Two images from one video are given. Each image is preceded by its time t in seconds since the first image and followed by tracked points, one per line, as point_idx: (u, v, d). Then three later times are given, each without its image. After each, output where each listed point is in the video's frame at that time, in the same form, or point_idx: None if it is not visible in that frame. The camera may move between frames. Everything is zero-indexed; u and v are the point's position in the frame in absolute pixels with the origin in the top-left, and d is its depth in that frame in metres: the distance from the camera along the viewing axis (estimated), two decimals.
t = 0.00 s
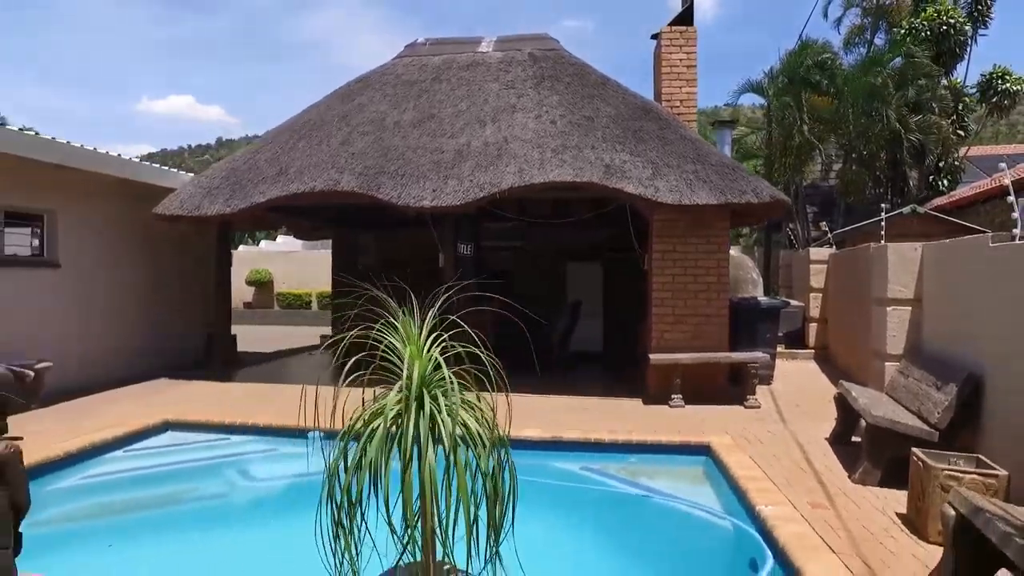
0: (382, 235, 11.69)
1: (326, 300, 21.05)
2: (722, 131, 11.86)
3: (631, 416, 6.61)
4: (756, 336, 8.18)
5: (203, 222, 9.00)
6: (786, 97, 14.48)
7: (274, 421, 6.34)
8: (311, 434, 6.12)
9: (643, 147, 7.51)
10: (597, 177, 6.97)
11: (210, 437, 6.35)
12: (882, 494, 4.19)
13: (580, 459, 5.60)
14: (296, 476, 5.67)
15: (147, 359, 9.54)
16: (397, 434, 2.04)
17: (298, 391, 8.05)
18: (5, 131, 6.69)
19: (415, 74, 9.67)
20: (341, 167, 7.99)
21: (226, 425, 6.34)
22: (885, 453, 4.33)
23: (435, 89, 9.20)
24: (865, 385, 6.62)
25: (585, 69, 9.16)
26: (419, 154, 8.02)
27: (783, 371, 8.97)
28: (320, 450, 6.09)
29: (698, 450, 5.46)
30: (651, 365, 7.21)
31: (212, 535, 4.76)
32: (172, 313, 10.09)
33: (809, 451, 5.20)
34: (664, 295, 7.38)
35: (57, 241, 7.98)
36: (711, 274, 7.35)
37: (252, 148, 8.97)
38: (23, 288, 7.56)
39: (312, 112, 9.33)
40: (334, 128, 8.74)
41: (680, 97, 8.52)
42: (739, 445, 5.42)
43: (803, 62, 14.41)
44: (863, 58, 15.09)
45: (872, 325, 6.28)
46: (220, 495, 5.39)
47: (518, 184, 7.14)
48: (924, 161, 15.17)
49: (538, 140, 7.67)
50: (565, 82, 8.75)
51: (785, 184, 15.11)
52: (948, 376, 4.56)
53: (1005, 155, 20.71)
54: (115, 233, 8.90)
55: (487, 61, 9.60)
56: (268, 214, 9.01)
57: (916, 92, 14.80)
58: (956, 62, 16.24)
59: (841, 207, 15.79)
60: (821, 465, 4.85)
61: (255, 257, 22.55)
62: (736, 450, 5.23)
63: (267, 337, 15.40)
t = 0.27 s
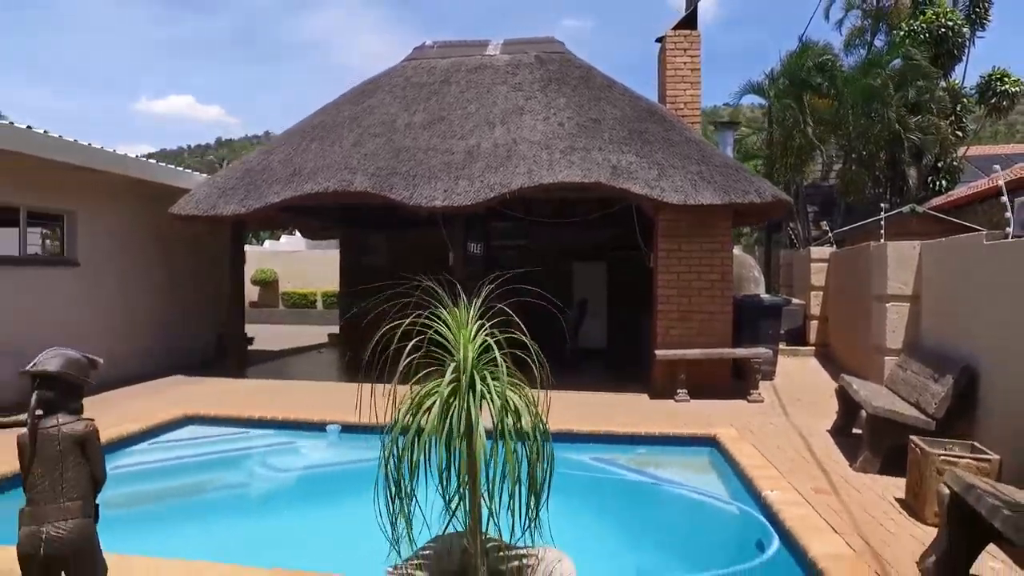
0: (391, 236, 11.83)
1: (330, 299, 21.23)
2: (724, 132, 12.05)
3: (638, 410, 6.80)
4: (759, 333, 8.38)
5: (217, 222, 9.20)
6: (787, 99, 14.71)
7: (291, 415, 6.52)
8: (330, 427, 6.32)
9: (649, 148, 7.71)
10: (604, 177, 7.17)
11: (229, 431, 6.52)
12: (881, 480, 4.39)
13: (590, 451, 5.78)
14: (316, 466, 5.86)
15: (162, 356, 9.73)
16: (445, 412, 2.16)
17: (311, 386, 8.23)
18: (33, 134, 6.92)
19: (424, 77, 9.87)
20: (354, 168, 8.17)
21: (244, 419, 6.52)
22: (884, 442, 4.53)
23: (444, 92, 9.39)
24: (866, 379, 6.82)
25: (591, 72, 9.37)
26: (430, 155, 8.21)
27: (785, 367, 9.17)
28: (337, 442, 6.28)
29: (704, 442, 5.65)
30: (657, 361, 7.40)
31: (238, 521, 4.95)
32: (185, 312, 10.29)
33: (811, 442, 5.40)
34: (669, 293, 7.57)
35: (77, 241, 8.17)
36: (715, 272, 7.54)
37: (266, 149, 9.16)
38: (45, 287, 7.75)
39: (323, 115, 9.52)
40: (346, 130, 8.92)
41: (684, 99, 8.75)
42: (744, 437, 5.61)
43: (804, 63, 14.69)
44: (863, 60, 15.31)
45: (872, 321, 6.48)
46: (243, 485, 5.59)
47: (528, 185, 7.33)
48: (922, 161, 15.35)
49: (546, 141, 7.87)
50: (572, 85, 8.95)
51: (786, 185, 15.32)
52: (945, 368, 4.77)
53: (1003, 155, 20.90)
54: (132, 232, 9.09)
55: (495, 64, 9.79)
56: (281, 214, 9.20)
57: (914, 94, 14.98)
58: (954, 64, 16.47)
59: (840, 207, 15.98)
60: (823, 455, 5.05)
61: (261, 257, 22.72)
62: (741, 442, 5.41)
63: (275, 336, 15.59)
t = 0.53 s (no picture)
0: (395, 234, 11.58)
1: (334, 299, 21.45)
2: (724, 134, 12.28)
3: (642, 404, 7.00)
4: (758, 329, 8.61)
5: (229, 222, 9.41)
6: (786, 101, 14.98)
7: (306, 409, 6.72)
8: (343, 421, 6.53)
9: (652, 150, 7.93)
10: (608, 178, 7.38)
11: (245, 425, 6.71)
12: (875, 467, 4.60)
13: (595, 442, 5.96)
14: (331, 457, 6.07)
15: (174, 354, 9.95)
16: (479, 392, 2.24)
17: (321, 381, 8.43)
18: (48, 135, 7.05)
19: (431, 80, 10.08)
20: (363, 169, 8.37)
21: (259, 413, 6.71)
22: (875, 431, 4.78)
23: (450, 95, 9.61)
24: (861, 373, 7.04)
25: (594, 75, 9.59)
26: (438, 156, 8.42)
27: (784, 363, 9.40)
28: (350, 435, 6.48)
29: (706, 433, 5.85)
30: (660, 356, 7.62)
31: (259, 508, 5.16)
32: (196, 310, 10.50)
33: (808, 433, 5.62)
34: (671, 290, 7.79)
35: (94, 241, 8.39)
36: (715, 271, 7.77)
37: (277, 151, 9.38)
38: (63, 286, 7.96)
39: (332, 117, 9.74)
40: (355, 132, 9.13)
41: (684, 102, 8.98)
42: (744, 428, 5.82)
43: (803, 65, 14.87)
44: (860, 62, 15.52)
45: (867, 317, 6.71)
46: (261, 475, 5.79)
47: (534, 186, 7.55)
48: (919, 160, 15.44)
49: (551, 143, 8.09)
50: (575, 88, 9.17)
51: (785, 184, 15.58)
52: (934, 360, 5.01)
53: (1000, 154, 21.12)
54: (145, 233, 9.31)
55: (499, 67, 10.01)
56: (290, 215, 9.42)
57: (910, 95, 15.19)
58: (950, 65, 16.66)
59: (838, 207, 16.21)
60: (820, 444, 5.26)
61: (266, 257, 22.98)
62: (741, 433, 5.62)
63: (281, 335, 15.81)
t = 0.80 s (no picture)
0: (399, 234, 11.71)
1: (337, 298, 21.66)
2: (723, 135, 12.50)
3: (643, 398, 7.21)
4: (755, 327, 8.83)
5: (238, 223, 9.61)
6: (784, 102, 15.23)
7: (317, 404, 6.93)
8: (354, 415, 6.74)
9: (652, 151, 8.14)
10: (609, 179, 7.58)
11: (257, 419, 6.90)
12: (866, 456, 4.82)
13: (598, 434, 6.15)
14: (343, 450, 6.28)
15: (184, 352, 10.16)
16: (501, 378, 2.45)
17: (329, 378, 8.63)
18: (64, 137, 7.26)
19: (435, 82, 10.29)
20: (370, 170, 8.56)
21: (271, 408, 6.92)
22: (867, 422, 5.01)
23: (454, 97, 9.82)
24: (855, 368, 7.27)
25: (595, 78, 9.81)
26: (444, 158, 8.63)
27: (781, 360, 9.62)
28: (360, 429, 6.68)
29: (704, 426, 6.05)
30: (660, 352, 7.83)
31: (276, 497, 5.37)
32: (205, 309, 10.71)
33: (804, 425, 5.83)
34: (671, 288, 8.01)
35: (107, 241, 8.60)
36: (714, 269, 7.98)
37: (284, 152, 9.59)
38: (78, 285, 8.16)
39: (339, 119, 9.94)
40: (361, 134, 9.33)
41: (684, 105, 9.20)
42: (741, 421, 6.03)
43: (801, 67, 15.09)
44: (856, 64, 15.74)
45: (861, 314, 6.94)
46: (276, 467, 6.00)
47: (537, 186, 7.75)
48: (914, 159, 15.82)
49: (554, 145, 8.30)
50: (577, 90, 9.38)
51: (782, 185, 15.83)
52: (923, 354, 5.24)
53: (995, 155, 21.36)
54: (156, 233, 9.51)
55: (502, 70, 10.22)
56: (298, 215, 9.62)
57: (906, 97, 15.38)
58: (945, 67, 16.87)
59: (835, 206, 16.42)
60: (815, 435, 5.48)
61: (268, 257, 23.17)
62: (739, 425, 5.83)
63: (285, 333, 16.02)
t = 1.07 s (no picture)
0: (404, 233, 11.90)
1: (338, 297, 21.85)
2: (721, 136, 12.71)
3: (644, 393, 7.41)
4: (754, 323, 9.04)
5: (246, 222, 9.78)
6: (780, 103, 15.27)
7: (327, 399, 7.11)
8: (364, 409, 6.93)
9: (652, 152, 8.35)
10: (611, 180, 7.77)
11: (268, 413, 7.09)
12: (860, 446, 5.03)
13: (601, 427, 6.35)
14: (354, 443, 6.47)
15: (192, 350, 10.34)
16: (519, 365, 2.65)
17: (336, 374, 8.82)
18: (70, 137, 7.29)
19: (439, 85, 10.47)
20: (377, 171, 8.74)
21: (283, 403, 7.10)
22: (861, 413, 5.22)
23: (458, 99, 10.00)
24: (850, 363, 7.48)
25: (596, 80, 10.00)
26: (449, 159, 8.81)
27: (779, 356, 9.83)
28: (370, 423, 6.88)
29: (704, 419, 6.25)
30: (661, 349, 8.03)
31: (291, 487, 5.56)
32: (212, 308, 10.89)
33: (800, 417, 6.04)
34: (671, 286, 8.21)
35: (119, 240, 8.76)
36: (713, 267, 8.19)
37: (292, 154, 9.77)
38: (90, 284, 8.33)
39: (345, 121, 10.12)
40: (367, 136, 9.50)
41: (684, 107, 9.44)
42: (740, 414, 6.23)
43: (797, 69, 15.28)
44: (852, 65, 15.96)
45: (856, 310, 7.15)
46: (289, 459, 6.18)
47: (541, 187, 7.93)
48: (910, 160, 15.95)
49: (557, 146, 8.49)
50: (579, 92, 9.58)
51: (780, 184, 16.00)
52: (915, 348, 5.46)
53: (988, 154, 21.62)
54: (166, 233, 9.68)
55: (505, 72, 10.41)
56: (305, 215, 9.79)
57: (901, 98, 15.58)
58: (939, 69, 17.07)
59: (832, 206, 16.63)
60: (811, 427, 5.69)
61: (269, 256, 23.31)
62: (738, 418, 6.03)
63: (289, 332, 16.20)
